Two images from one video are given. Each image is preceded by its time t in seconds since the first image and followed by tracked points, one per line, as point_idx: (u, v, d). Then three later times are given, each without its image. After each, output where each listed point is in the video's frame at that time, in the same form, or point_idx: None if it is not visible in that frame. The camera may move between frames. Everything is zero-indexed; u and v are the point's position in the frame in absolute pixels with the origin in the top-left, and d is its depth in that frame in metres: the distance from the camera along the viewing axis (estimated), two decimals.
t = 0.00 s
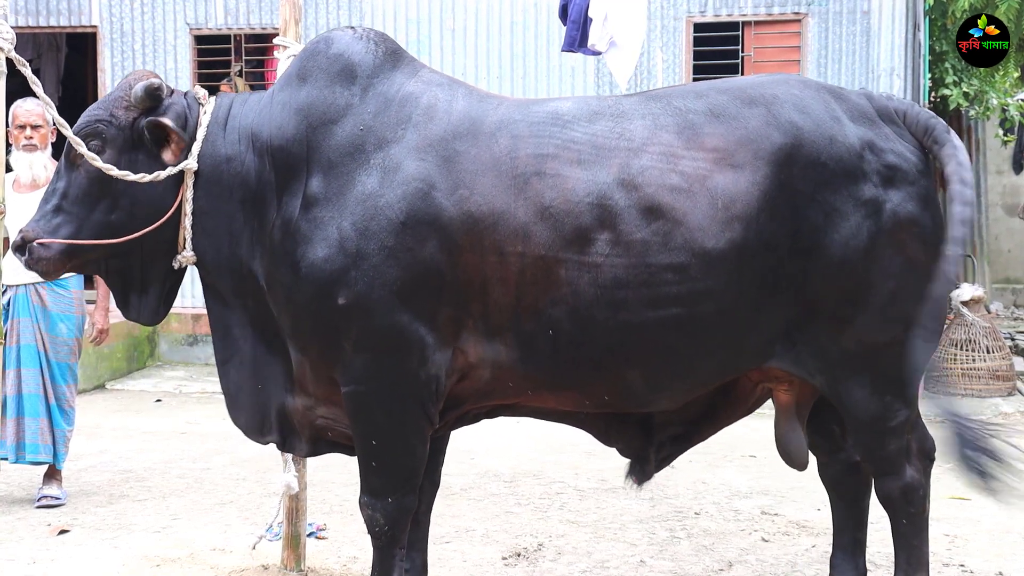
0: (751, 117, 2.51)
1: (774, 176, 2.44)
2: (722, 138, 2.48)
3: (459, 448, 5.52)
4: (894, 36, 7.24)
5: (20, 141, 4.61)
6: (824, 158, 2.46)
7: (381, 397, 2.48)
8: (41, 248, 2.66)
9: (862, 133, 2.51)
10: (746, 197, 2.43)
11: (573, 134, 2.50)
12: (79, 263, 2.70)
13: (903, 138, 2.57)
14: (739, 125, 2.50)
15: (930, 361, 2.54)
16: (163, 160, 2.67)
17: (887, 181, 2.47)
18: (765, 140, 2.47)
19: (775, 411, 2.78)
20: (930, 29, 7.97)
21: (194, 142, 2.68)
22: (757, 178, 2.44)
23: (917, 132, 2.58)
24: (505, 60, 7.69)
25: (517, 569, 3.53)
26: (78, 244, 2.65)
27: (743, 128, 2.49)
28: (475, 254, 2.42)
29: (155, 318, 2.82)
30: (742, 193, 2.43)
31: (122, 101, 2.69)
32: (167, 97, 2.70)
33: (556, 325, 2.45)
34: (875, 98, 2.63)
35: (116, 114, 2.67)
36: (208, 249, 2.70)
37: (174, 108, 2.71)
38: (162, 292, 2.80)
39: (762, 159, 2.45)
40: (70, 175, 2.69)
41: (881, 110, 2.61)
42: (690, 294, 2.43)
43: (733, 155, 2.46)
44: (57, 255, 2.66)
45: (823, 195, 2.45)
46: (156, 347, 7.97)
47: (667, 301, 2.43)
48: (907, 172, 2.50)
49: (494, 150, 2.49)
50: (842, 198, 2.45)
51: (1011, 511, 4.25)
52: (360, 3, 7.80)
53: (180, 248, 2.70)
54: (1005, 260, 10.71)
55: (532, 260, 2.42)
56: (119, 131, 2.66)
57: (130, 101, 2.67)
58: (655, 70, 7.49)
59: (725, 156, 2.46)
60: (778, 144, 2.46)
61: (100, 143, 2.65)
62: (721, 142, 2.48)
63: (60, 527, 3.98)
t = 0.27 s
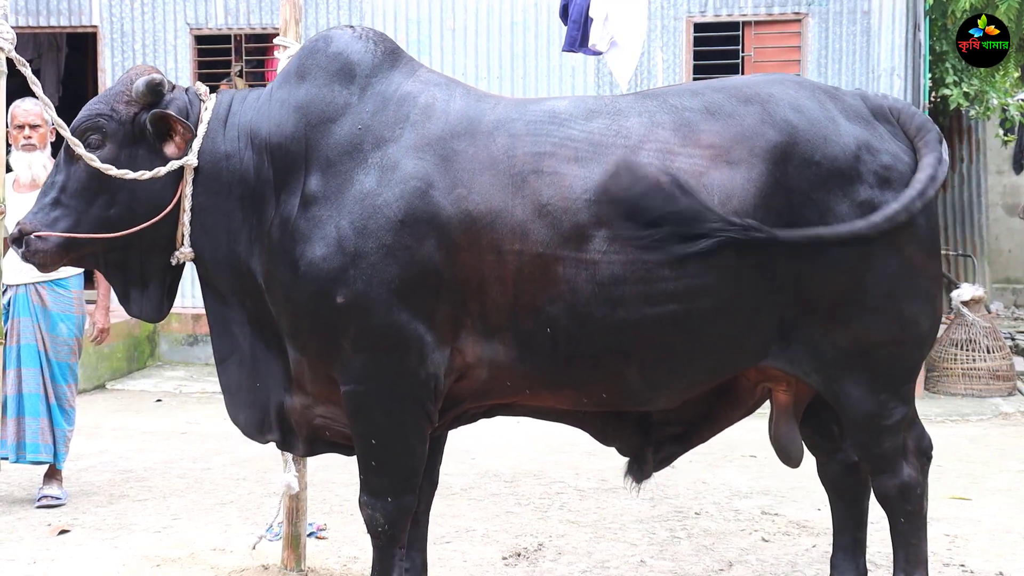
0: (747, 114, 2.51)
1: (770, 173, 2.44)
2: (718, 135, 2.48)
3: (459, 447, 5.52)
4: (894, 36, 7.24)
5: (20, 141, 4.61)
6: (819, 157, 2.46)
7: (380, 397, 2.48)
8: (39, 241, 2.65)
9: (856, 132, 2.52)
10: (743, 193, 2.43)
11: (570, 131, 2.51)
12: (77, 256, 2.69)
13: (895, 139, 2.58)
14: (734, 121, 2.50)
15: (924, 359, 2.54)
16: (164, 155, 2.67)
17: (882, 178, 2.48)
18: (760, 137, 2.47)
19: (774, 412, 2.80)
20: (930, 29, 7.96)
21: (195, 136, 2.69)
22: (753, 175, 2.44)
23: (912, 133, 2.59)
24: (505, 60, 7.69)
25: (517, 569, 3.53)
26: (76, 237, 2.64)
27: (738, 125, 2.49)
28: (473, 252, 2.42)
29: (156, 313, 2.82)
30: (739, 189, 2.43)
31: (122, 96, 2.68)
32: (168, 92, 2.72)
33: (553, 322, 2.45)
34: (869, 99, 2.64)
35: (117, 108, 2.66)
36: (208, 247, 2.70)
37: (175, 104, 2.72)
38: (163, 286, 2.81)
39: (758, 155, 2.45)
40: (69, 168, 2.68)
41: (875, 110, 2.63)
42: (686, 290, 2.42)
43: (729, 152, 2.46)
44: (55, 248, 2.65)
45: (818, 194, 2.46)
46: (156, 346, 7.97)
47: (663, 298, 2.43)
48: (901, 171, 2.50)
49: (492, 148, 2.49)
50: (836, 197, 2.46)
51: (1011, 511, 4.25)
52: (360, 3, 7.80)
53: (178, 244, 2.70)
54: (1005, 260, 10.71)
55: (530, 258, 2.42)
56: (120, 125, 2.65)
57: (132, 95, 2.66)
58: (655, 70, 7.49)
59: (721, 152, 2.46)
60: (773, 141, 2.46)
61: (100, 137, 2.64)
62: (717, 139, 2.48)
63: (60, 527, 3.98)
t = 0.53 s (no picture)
0: (741, 112, 2.53)
1: (765, 169, 2.46)
2: (713, 131, 2.50)
3: (459, 447, 5.52)
4: (894, 36, 7.23)
5: (14, 140, 4.61)
6: (813, 155, 2.47)
7: (380, 397, 2.48)
8: (33, 234, 2.65)
9: (851, 132, 2.54)
10: (738, 189, 2.44)
11: (566, 129, 2.51)
12: (72, 251, 2.70)
13: (890, 139, 2.58)
14: (729, 118, 2.52)
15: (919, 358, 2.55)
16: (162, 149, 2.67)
17: (878, 176, 2.48)
18: (755, 134, 2.49)
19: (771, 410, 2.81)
20: (930, 29, 7.96)
21: (193, 133, 2.68)
22: (748, 171, 2.46)
23: (907, 134, 2.60)
24: (505, 60, 7.69)
25: (517, 569, 3.53)
26: (71, 231, 2.65)
27: (733, 122, 2.51)
28: (471, 250, 2.42)
29: (150, 309, 2.81)
30: (734, 185, 2.44)
31: (120, 90, 2.68)
32: (167, 88, 2.71)
33: (550, 321, 2.45)
34: (863, 99, 2.65)
35: (115, 103, 2.66)
36: (204, 245, 2.70)
37: (174, 98, 2.71)
38: (157, 282, 2.80)
39: (753, 152, 2.47)
40: (65, 162, 2.68)
41: (869, 111, 2.63)
42: (683, 287, 2.43)
43: (724, 149, 2.48)
44: (50, 242, 2.65)
45: (813, 192, 2.46)
46: (156, 346, 7.96)
47: (660, 295, 2.44)
48: (896, 169, 2.51)
49: (489, 147, 2.50)
50: (832, 196, 2.46)
51: (1011, 511, 4.25)
52: (360, 3, 7.81)
53: (173, 241, 2.71)
54: (1005, 259, 10.71)
55: (527, 255, 2.42)
56: (118, 120, 2.66)
57: (130, 90, 2.66)
58: (655, 70, 7.49)
59: (716, 149, 2.48)
60: (768, 138, 2.48)
61: (98, 132, 2.65)
62: (712, 135, 2.50)
63: (60, 526, 3.98)
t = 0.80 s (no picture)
0: (735, 110, 2.54)
1: (759, 168, 2.46)
2: (707, 130, 2.51)
3: (459, 447, 5.52)
4: (894, 36, 7.23)
5: None
6: (806, 154, 2.48)
7: (379, 397, 2.48)
8: (28, 228, 2.64)
9: (845, 131, 2.54)
10: (732, 187, 2.44)
11: (562, 127, 2.52)
12: (67, 244, 2.68)
13: (884, 138, 2.58)
14: (723, 117, 2.53)
15: (915, 357, 2.55)
16: (160, 145, 2.67)
17: (872, 175, 2.48)
18: (748, 133, 2.49)
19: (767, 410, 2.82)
20: (930, 29, 7.96)
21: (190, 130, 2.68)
22: (742, 169, 2.46)
23: (903, 135, 2.60)
24: (505, 60, 7.69)
25: (517, 569, 3.53)
26: (67, 224, 2.64)
27: (727, 120, 2.52)
28: (469, 249, 2.42)
29: (145, 304, 2.81)
30: (729, 183, 2.45)
31: (119, 85, 2.67)
32: (166, 84, 2.71)
33: (547, 319, 2.45)
34: (858, 99, 2.65)
35: (114, 97, 2.65)
36: (202, 243, 2.71)
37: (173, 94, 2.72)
38: (153, 277, 2.80)
39: (747, 150, 2.47)
40: (62, 156, 2.67)
41: (865, 111, 2.63)
42: (678, 285, 2.43)
43: (718, 147, 2.48)
44: (45, 236, 2.63)
45: (808, 191, 2.46)
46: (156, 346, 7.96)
47: (656, 293, 2.44)
48: (890, 168, 2.51)
49: (486, 146, 2.50)
50: (826, 194, 2.46)
51: (1011, 511, 4.25)
52: (361, 3, 7.81)
53: (170, 236, 2.71)
54: (1005, 259, 10.71)
55: (524, 254, 2.42)
56: (116, 114, 2.65)
57: (128, 85, 2.66)
58: (655, 70, 7.49)
59: (710, 147, 2.48)
60: (761, 136, 2.48)
61: (96, 126, 2.64)
62: (706, 134, 2.50)
63: (60, 527, 3.98)
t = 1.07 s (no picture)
0: (730, 109, 2.54)
1: (754, 166, 2.46)
2: (702, 128, 2.51)
3: (459, 447, 5.52)
4: (894, 36, 7.23)
5: None
6: (801, 153, 2.48)
7: (377, 398, 2.48)
8: (24, 223, 2.65)
9: (839, 129, 2.54)
10: (728, 184, 2.45)
11: (558, 126, 2.52)
12: (62, 240, 2.69)
13: (879, 138, 2.58)
14: (717, 115, 2.53)
15: (912, 356, 2.54)
16: (156, 142, 2.66)
17: (867, 174, 2.48)
18: (743, 131, 2.49)
19: (764, 410, 2.83)
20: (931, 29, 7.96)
21: (188, 127, 2.68)
22: (737, 167, 2.46)
23: (900, 134, 2.60)
24: (505, 59, 7.69)
25: (518, 569, 3.53)
26: (61, 221, 2.64)
27: (721, 119, 2.52)
28: (467, 248, 2.42)
29: (140, 302, 2.81)
30: (725, 180, 2.45)
31: (117, 82, 2.67)
32: (163, 80, 2.70)
33: (544, 317, 2.45)
34: (853, 99, 2.66)
35: (111, 93, 2.65)
36: (199, 242, 2.71)
37: (170, 91, 2.71)
38: (148, 274, 2.80)
39: (741, 148, 2.48)
40: (58, 152, 2.67)
41: (860, 111, 2.63)
42: (674, 282, 2.43)
43: (713, 145, 2.48)
44: (39, 231, 2.65)
45: (804, 190, 2.46)
46: (156, 346, 7.96)
47: (652, 290, 2.43)
48: (886, 166, 2.51)
49: (483, 144, 2.50)
50: (822, 193, 2.46)
51: (1012, 511, 4.25)
52: (361, 3, 7.81)
53: (165, 234, 2.70)
54: (1005, 259, 10.70)
55: (521, 252, 2.42)
56: (113, 110, 2.65)
57: (126, 82, 2.66)
58: (655, 70, 7.49)
59: (705, 145, 2.49)
60: (756, 135, 2.49)
61: (93, 122, 2.64)
62: (701, 132, 2.50)
63: (61, 526, 3.98)
